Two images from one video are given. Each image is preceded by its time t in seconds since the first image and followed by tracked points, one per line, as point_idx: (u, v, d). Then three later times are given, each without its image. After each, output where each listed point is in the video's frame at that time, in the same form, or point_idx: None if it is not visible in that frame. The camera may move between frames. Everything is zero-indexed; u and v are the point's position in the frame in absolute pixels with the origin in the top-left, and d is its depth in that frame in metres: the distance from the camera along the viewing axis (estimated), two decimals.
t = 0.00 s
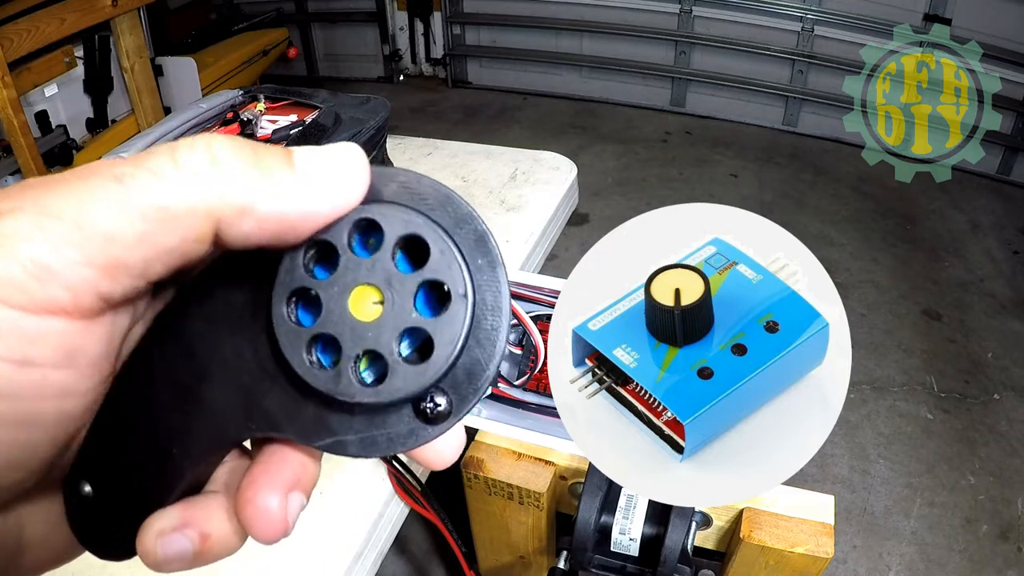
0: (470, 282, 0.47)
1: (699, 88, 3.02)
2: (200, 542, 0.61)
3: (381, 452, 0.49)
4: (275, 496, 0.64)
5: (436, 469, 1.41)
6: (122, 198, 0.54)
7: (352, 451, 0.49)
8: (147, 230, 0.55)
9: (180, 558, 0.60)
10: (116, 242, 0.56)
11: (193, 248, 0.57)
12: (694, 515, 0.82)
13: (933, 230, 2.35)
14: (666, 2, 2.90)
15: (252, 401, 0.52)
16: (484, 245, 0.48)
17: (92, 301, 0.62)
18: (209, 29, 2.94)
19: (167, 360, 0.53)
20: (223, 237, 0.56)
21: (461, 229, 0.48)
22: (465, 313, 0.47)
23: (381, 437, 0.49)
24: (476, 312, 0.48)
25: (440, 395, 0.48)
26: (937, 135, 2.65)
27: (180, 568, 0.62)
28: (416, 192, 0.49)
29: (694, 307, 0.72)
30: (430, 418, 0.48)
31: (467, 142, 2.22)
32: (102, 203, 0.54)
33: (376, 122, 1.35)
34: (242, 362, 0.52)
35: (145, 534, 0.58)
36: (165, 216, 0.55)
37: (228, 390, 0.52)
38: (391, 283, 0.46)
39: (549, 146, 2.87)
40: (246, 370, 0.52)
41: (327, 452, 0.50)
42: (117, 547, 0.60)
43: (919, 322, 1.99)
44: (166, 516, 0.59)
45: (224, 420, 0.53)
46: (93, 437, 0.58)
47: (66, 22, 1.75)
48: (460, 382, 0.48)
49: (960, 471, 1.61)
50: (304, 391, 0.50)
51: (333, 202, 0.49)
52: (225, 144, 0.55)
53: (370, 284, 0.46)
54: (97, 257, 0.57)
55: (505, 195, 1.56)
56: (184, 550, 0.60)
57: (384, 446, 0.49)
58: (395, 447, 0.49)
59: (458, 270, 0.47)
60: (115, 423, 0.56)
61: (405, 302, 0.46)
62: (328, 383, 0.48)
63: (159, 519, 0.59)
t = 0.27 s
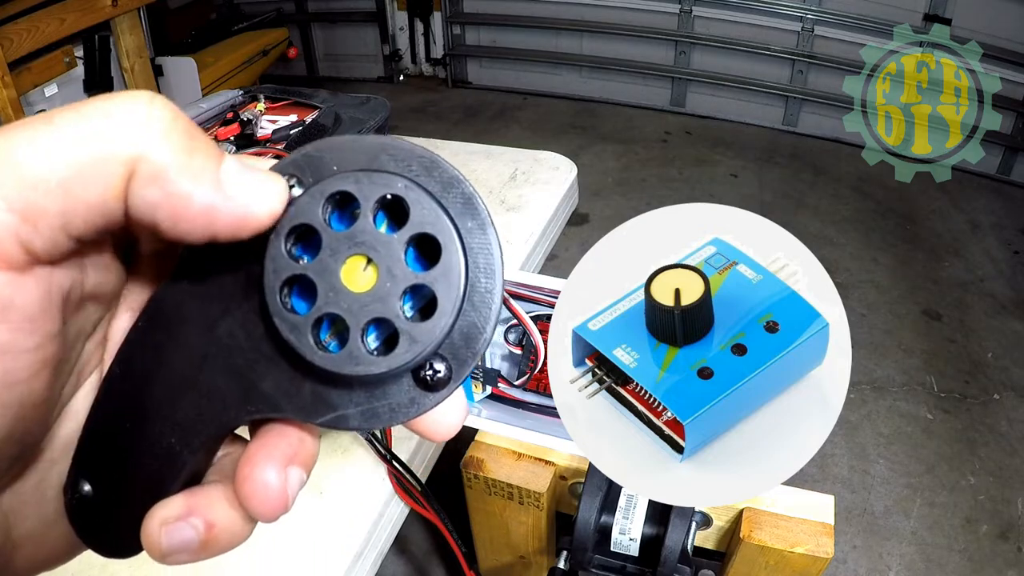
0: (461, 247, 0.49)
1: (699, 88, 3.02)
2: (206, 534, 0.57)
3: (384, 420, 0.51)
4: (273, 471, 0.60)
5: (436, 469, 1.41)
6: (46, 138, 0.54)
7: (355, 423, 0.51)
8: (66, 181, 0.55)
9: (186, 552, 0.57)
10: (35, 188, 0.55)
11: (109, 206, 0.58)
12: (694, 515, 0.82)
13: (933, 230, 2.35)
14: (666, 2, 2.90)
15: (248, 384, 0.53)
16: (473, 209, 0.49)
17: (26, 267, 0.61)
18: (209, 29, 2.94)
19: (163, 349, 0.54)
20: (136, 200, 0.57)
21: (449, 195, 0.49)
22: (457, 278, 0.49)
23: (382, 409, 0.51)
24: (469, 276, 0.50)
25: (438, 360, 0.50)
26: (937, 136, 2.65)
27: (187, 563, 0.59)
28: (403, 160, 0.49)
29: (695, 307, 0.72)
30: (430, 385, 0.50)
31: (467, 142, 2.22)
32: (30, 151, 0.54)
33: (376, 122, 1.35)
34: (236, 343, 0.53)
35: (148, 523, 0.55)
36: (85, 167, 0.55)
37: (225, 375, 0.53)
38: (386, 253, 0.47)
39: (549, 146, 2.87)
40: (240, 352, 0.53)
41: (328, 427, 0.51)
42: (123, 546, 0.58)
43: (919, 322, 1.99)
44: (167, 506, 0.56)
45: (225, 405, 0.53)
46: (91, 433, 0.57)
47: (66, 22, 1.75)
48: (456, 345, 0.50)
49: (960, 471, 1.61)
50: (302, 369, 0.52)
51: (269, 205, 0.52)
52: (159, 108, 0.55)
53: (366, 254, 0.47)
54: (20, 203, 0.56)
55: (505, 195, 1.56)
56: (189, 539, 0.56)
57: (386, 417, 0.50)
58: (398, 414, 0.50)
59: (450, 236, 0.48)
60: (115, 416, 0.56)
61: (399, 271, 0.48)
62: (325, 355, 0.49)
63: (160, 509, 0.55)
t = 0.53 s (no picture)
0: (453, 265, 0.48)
1: (699, 88, 3.02)
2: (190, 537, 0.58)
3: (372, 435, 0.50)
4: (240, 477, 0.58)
5: (437, 470, 1.41)
6: (112, 190, 0.55)
7: (343, 435, 0.50)
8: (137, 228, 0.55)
9: (169, 553, 0.58)
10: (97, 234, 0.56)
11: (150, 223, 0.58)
12: (694, 515, 0.82)
13: (933, 230, 2.35)
14: (666, 2, 2.90)
15: (240, 394, 0.52)
16: (464, 227, 0.48)
17: (82, 303, 0.64)
18: (209, 29, 2.94)
19: (155, 351, 0.53)
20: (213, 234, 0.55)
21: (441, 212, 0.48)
22: (448, 296, 0.48)
23: (372, 423, 0.50)
24: (460, 295, 0.49)
25: (427, 376, 0.49)
26: (937, 136, 2.65)
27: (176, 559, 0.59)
28: (395, 176, 0.48)
29: (695, 307, 0.72)
30: (418, 400, 0.49)
31: (467, 142, 2.22)
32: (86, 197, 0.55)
33: (376, 122, 1.35)
34: (228, 354, 0.52)
35: (137, 526, 0.56)
36: (157, 210, 0.54)
37: (218, 385, 0.52)
38: (377, 271, 0.46)
39: (549, 146, 2.87)
40: (232, 362, 0.52)
41: (317, 439, 0.51)
42: (116, 544, 0.59)
43: (919, 322, 1.99)
44: (156, 509, 0.56)
45: (215, 414, 0.53)
46: (82, 435, 0.57)
47: (66, 22, 1.75)
48: (446, 362, 0.49)
49: (960, 471, 1.61)
50: (293, 381, 0.51)
51: (324, 171, 0.50)
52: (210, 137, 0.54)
53: (357, 271, 0.46)
54: (86, 247, 0.57)
55: (505, 195, 1.56)
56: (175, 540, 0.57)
57: (374, 430, 0.50)
58: (386, 429, 0.50)
59: (442, 255, 0.47)
60: (108, 419, 0.55)
61: (391, 290, 0.47)
62: (315, 371, 0.48)
63: (149, 512, 0.56)
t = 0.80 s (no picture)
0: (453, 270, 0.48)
1: (699, 88, 3.02)
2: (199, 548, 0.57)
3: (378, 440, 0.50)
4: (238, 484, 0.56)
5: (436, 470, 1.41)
6: (51, 151, 0.53)
7: (349, 440, 0.50)
8: (69, 194, 0.54)
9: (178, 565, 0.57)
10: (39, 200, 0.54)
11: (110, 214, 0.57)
12: (694, 515, 0.82)
13: (933, 230, 2.35)
14: (665, 2, 2.90)
15: (243, 404, 0.52)
16: (464, 229, 0.48)
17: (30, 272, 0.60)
18: (208, 29, 2.94)
19: (150, 354, 0.53)
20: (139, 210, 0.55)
21: (440, 216, 0.48)
22: (450, 299, 0.48)
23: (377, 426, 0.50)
24: (461, 298, 0.49)
25: (431, 378, 0.49)
26: (937, 136, 2.65)
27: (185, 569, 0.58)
28: (391, 179, 0.48)
29: (694, 307, 0.72)
30: (422, 403, 0.49)
31: (467, 142, 2.22)
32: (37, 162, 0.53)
33: (376, 122, 1.35)
34: (228, 364, 0.52)
35: (143, 540, 0.55)
36: (90, 176, 0.53)
37: (219, 398, 0.53)
38: (379, 275, 0.47)
39: (549, 146, 2.87)
40: (233, 373, 0.52)
41: (322, 444, 0.51)
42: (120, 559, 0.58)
43: (919, 322, 1.99)
44: (165, 519, 0.55)
45: (217, 424, 0.53)
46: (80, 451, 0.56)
47: (66, 22, 1.75)
48: (450, 365, 0.49)
49: (960, 471, 1.61)
50: (296, 390, 0.51)
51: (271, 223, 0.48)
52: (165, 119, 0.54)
53: (356, 278, 0.47)
54: (20, 212, 0.55)
55: (505, 195, 1.56)
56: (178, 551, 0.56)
57: (379, 434, 0.50)
58: (392, 433, 0.50)
59: (440, 258, 0.48)
60: (106, 431, 0.55)
61: (392, 294, 0.47)
62: (319, 376, 0.48)
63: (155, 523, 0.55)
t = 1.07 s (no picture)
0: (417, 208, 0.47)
1: (699, 88, 3.02)
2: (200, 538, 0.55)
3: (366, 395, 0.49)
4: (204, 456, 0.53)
5: (436, 470, 1.41)
6: (30, 144, 0.54)
7: (335, 402, 0.50)
8: (59, 181, 0.54)
9: (182, 559, 0.54)
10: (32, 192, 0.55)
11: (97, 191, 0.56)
12: (694, 514, 0.82)
13: (933, 230, 2.35)
14: (666, 2, 2.90)
15: (222, 378, 0.52)
16: (424, 165, 0.48)
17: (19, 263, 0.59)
18: (209, 29, 2.94)
19: (144, 357, 0.52)
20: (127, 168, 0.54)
21: (397, 154, 0.48)
22: (418, 239, 0.47)
23: (363, 382, 0.50)
24: (428, 236, 0.48)
25: (410, 323, 0.49)
26: (937, 135, 2.65)
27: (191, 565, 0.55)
28: (340, 125, 0.48)
29: (694, 307, 0.72)
30: (405, 350, 0.49)
31: (467, 142, 2.22)
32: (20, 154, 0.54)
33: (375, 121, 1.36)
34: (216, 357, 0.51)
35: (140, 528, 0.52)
36: (70, 151, 0.53)
37: (198, 375, 0.52)
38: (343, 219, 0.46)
39: (549, 146, 2.87)
40: (209, 348, 0.51)
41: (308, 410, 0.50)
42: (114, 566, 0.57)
43: (919, 322, 1.99)
44: (161, 511, 0.53)
45: (199, 407, 0.52)
46: (72, 459, 0.55)
47: (65, 22, 1.75)
48: (427, 307, 0.49)
49: (960, 471, 1.61)
50: (274, 353, 0.51)
51: (268, 82, 0.51)
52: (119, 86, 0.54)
53: (320, 226, 0.46)
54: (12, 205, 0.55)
55: (505, 195, 1.56)
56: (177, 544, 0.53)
57: (366, 390, 0.49)
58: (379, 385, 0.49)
59: (402, 196, 0.47)
60: (92, 430, 0.54)
61: (358, 239, 0.46)
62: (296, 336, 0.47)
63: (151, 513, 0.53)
